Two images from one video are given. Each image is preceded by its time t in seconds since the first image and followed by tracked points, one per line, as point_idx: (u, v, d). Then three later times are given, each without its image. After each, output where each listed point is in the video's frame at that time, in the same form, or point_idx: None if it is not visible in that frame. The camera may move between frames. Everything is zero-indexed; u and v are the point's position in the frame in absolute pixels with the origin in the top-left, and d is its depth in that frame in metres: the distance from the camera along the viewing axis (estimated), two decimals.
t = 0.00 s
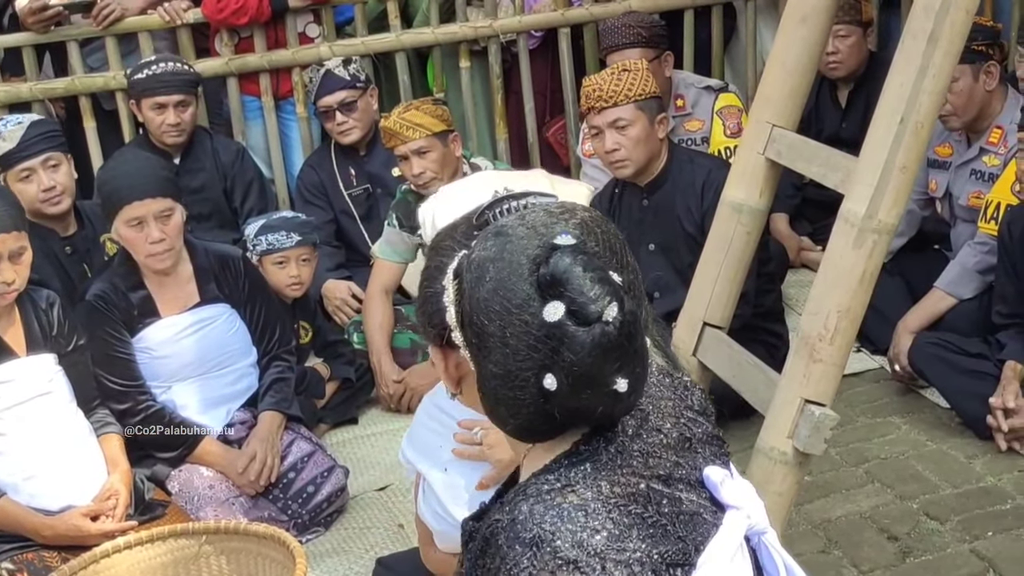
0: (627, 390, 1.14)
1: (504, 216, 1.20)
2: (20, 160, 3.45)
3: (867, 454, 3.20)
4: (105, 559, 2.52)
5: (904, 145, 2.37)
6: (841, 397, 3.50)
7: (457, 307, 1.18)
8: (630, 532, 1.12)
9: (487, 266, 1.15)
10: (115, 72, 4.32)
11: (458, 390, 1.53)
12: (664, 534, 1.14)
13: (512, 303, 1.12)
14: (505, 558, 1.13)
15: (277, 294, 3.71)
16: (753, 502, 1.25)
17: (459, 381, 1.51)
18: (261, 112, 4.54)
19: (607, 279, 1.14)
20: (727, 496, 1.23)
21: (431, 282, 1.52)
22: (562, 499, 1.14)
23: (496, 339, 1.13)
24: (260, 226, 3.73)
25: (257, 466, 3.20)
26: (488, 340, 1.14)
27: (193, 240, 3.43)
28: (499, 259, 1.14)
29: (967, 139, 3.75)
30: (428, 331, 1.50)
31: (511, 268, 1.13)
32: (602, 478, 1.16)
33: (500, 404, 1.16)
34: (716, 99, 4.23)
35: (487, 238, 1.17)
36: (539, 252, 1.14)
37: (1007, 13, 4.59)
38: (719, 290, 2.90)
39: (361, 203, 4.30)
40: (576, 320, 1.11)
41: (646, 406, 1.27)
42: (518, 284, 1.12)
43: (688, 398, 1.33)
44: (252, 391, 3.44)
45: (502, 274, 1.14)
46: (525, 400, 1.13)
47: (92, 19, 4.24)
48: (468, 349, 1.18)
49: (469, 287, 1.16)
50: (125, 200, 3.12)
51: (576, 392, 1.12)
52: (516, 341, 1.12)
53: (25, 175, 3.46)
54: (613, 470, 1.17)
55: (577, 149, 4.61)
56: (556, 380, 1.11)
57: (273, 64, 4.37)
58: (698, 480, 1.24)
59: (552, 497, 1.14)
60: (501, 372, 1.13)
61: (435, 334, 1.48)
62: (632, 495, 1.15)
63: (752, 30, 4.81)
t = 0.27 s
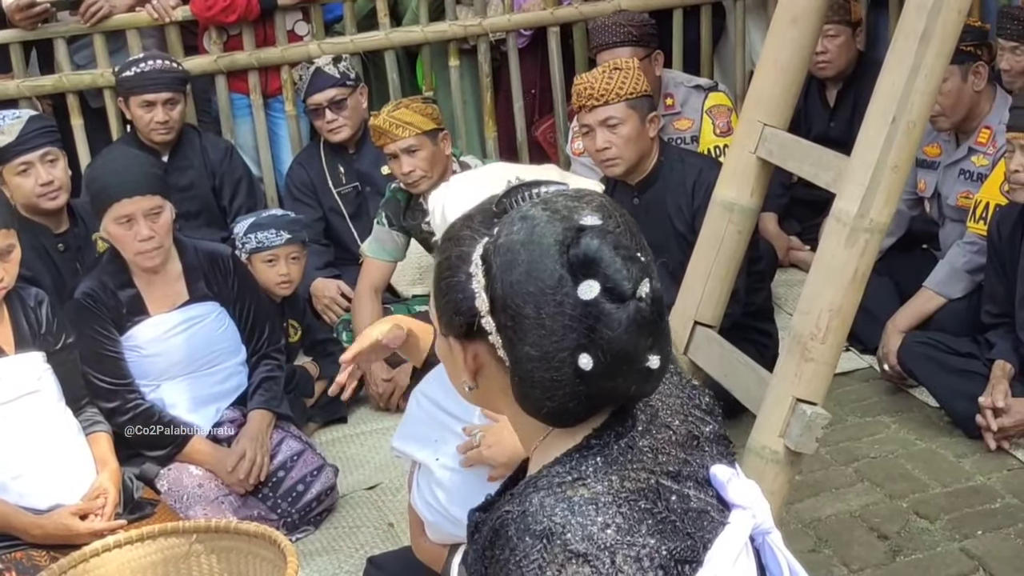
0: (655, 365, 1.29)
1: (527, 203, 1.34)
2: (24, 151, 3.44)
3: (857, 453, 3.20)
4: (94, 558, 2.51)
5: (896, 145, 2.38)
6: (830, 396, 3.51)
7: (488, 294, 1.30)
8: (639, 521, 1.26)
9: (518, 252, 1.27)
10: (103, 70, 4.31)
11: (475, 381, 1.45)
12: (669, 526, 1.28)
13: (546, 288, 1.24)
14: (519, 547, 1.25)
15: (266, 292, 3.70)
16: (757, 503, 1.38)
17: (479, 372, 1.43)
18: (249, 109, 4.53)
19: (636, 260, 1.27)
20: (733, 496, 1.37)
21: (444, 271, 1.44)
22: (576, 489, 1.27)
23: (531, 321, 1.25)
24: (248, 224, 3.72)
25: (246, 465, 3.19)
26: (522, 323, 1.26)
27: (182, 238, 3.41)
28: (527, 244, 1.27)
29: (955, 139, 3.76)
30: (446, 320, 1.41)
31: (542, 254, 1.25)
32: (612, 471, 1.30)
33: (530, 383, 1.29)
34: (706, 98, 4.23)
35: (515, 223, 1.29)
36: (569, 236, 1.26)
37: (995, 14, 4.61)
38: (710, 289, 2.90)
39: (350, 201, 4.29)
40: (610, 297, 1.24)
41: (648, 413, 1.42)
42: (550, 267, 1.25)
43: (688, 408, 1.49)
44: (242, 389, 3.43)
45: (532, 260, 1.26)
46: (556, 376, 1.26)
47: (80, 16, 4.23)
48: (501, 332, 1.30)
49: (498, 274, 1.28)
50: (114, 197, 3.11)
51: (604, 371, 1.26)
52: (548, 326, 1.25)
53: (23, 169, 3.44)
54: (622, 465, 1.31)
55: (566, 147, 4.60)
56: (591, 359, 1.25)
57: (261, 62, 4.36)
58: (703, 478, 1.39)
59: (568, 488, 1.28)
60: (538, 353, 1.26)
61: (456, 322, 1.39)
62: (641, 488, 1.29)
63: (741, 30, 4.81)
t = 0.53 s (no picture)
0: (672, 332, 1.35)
1: (533, 184, 1.39)
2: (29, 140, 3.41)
3: (846, 451, 3.21)
4: (84, 552, 2.48)
5: (888, 143, 2.38)
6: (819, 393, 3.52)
7: (506, 271, 1.33)
8: (641, 507, 1.29)
9: (535, 228, 1.32)
10: (91, 63, 4.29)
11: (487, 368, 1.45)
12: (670, 514, 1.31)
13: (566, 260, 1.30)
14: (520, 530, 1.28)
15: (255, 286, 3.69)
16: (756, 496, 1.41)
17: (491, 358, 1.43)
18: (238, 104, 4.52)
19: (648, 228, 1.35)
20: (733, 489, 1.40)
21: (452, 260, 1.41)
22: (580, 475, 1.31)
23: (555, 293, 1.30)
24: (237, 219, 3.71)
25: (235, 460, 3.19)
26: (544, 296, 1.30)
27: (171, 232, 3.40)
28: (545, 219, 1.32)
29: (945, 137, 3.77)
30: (458, 308, 1.41)
31: (561, 226, 1.31)
32: (614, 457, 1.34)
33: (553, 357, 1.33)
34: (696, 95, 4.23)
35: (529, 201, 1.35)
36: (585, 208, 1.33)
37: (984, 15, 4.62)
38: (701, 286, 2.90)
39: (339, 195, 4.29)
40: (630, 264, 1.30)
41: (652, 402, 1.46)
42: (570, 239, 1.30)
43: (693, 403, 1.52)
44: (230, 384, 3.43)
45: (551, 233, 1.31)
46: (581, 345, 1.31)
47: (68, 9, 4.21)
48: (521, 309, 1.33)
49: (516, 250, 1.32)
50: (103, 190, 3.10)
51: (626, 338, 1.31)
52: (570, 298, 1.29)
53: (30, 158, 3.42)
54: (623, 454, 1.35)
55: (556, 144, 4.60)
56: (614, 327, 1.30)
57: (250, 56, 4.35)
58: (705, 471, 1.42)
59: (572, 474, 1.31)
60: (563, 324, 1.30)
61: (476, 305, 1.38)
62: (643, 477, 1.33)
63: (731, 28, 4.82)
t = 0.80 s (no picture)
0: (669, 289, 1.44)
1: (516, 163, 1.47)
2: (27, 124, 3.45)
3: (834, 444, 3.21)
4: (72, 539, 2.47)
5: (882, 137, 2.38)
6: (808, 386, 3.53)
7: (504, 240, 1.38)
8: (637, 482, 1.34)
9: (532, 200, 1.39)
10: (81, 48, 4.27)
11: (489, 348, 1.47)
12: (664, 490, 1.36)
13: (564, 228, 1.38)
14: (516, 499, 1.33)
15: (244, 274, 3.67)
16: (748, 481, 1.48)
17: (493, 338, 1.46)
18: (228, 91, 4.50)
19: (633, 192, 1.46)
20: (728, 473, 1.46)
21: (450, 237, 1.44)
22: (578, 448, 1.36)
23: (558, 255, 1.37)
24: (227, 206, 3.70)
25: (224, 447, 3.18)
26: (547, 260, 1.37)
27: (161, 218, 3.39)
28: (539, 188, 1.41)
29: (936, 131, 3.79)
30: (459, 288, 1.43)
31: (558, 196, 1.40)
32: (612, 434, 1.39)
33: (556, 322, 1.39)
34: (687, 87, 4.24)
35: (520, 180, 1.42)
36: (577, 180, 1.43)
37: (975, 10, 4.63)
38: (693, 278, 2.90)
39: (330, 184, 4.28)
40: (624, 222, 1.40)
41: (647, 379, 1.51)
42: (565, 206, 1.39)
43: (691, 384, 1.58)
44: (218, 372, 3.42)
45: (549, 205, 1.39)
46: (586, 304, 1.38)
47: None
48: (524, 279, 1.38)
49: (515, 220, 1.38)
50: (94, 176, 3.08)
51: (624, 299, 1.39)
52: (571, 262, 1.37)
53: (30, 141, 3.44)
54: (620, 431, 1.40)
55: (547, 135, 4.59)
56: (616, 285, 1.38)
57: (241, 43, 4.33)
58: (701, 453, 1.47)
59: (569, 448, 1.36)
60: (566, 286, 1.37)
61: (478, 281, 1.41)
62: (639, 455, 1.37)
63: (722, 20, 4.82)
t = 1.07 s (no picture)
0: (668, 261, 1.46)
1: (519, 140, 1.48)
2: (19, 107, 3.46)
3: (825, 432, 3.22)
4: (62, 526, 2.45)
5: (875, 126, 2.38)
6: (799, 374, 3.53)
7: (512, 211, 1.37)
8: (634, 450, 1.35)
9: (538, 171, 1.41)
10: (70, 31, 4.25)
11: (496, 324, 1.45)
12: (660, 460, 1.37)
13: (569, 195, 1.39)
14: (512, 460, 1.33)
15: (234, 260, 3.65)
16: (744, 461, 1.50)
17: (498, 314, 1.44)
18: (218, 75, 4.48)
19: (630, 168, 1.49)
20: (726, 452, 1.47)
21: (452, 212, 1.43)
22: (577, 414, 1.36)
23: (564, 222, 1.37)
24: (217, 191, 3.69)
25: (214, 433, 3.18)
26: (553, 227, 1.37)
27: (151, 203, 3.37)
28: (543, 160, 1.42)
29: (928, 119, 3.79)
30: (464, 264, 1.41)
31: (560, 168, 1.42)
32: (611, 403, 1.39)
33: (564, 290, 1.38)
34: (679, 74, 4.23)
35: (523, 153, 1.44)
36: (578, 158, 1.45)
37: None
38: (684, 266, 2.90)
39: (320, 169, 4.27)
40: (625, 192, 1.42)
41: (646, 356, 1.51)
42: (568, 176, 1.41)
43: (688, 364, 1.58)
44: (209, 358, 3.41)
45: (553, 175, 1.41)
46: (593, 270, 1.38)
47: None
48: (531, 249, 1.36)
49: (521, 187, 1.39)
50: (83, 160, 3.06)
51: (626, 268, 1.41)
52: (577, 229, 1.37)
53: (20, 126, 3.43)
54: (619, 401, 1.40)
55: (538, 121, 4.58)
56: (621, 253, 1.39)
57: (231, 27, 4.31)
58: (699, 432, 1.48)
59: (568, 414, 1.36)
60: (573, 252, 1.37)
61: (485, 256, 1.39)
62: (637, 424, 1.38)
63: (714, 7, 4.81)
